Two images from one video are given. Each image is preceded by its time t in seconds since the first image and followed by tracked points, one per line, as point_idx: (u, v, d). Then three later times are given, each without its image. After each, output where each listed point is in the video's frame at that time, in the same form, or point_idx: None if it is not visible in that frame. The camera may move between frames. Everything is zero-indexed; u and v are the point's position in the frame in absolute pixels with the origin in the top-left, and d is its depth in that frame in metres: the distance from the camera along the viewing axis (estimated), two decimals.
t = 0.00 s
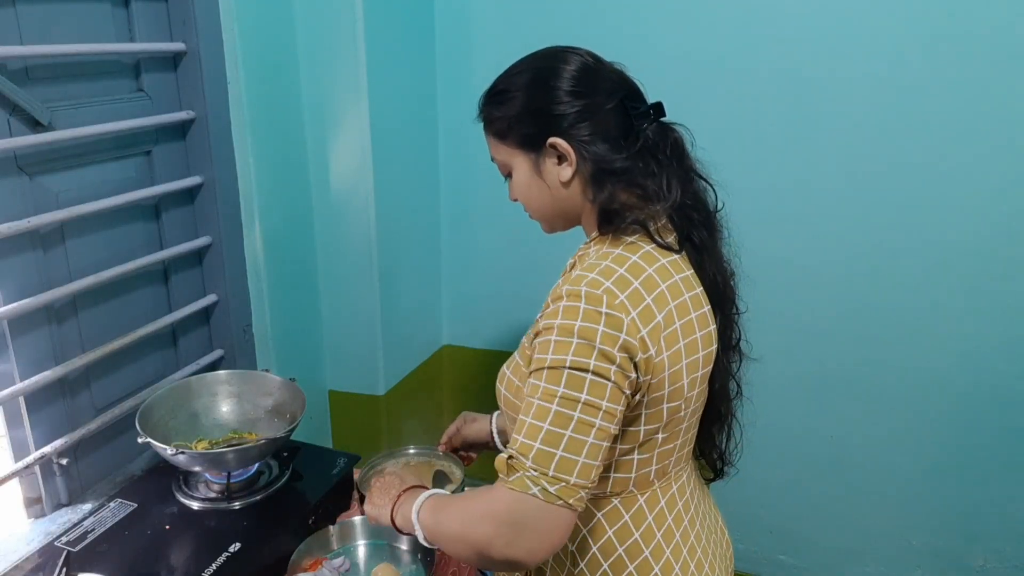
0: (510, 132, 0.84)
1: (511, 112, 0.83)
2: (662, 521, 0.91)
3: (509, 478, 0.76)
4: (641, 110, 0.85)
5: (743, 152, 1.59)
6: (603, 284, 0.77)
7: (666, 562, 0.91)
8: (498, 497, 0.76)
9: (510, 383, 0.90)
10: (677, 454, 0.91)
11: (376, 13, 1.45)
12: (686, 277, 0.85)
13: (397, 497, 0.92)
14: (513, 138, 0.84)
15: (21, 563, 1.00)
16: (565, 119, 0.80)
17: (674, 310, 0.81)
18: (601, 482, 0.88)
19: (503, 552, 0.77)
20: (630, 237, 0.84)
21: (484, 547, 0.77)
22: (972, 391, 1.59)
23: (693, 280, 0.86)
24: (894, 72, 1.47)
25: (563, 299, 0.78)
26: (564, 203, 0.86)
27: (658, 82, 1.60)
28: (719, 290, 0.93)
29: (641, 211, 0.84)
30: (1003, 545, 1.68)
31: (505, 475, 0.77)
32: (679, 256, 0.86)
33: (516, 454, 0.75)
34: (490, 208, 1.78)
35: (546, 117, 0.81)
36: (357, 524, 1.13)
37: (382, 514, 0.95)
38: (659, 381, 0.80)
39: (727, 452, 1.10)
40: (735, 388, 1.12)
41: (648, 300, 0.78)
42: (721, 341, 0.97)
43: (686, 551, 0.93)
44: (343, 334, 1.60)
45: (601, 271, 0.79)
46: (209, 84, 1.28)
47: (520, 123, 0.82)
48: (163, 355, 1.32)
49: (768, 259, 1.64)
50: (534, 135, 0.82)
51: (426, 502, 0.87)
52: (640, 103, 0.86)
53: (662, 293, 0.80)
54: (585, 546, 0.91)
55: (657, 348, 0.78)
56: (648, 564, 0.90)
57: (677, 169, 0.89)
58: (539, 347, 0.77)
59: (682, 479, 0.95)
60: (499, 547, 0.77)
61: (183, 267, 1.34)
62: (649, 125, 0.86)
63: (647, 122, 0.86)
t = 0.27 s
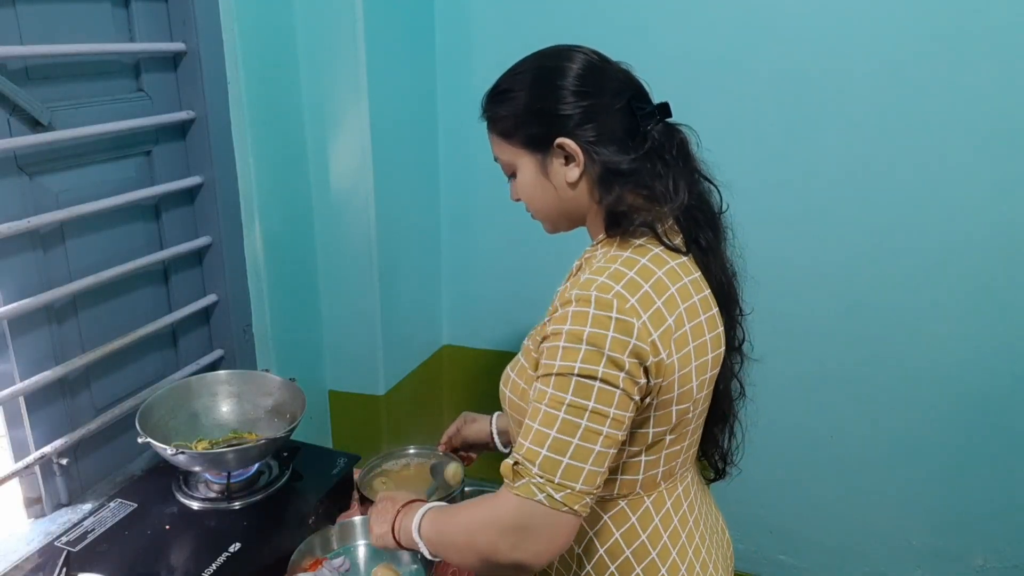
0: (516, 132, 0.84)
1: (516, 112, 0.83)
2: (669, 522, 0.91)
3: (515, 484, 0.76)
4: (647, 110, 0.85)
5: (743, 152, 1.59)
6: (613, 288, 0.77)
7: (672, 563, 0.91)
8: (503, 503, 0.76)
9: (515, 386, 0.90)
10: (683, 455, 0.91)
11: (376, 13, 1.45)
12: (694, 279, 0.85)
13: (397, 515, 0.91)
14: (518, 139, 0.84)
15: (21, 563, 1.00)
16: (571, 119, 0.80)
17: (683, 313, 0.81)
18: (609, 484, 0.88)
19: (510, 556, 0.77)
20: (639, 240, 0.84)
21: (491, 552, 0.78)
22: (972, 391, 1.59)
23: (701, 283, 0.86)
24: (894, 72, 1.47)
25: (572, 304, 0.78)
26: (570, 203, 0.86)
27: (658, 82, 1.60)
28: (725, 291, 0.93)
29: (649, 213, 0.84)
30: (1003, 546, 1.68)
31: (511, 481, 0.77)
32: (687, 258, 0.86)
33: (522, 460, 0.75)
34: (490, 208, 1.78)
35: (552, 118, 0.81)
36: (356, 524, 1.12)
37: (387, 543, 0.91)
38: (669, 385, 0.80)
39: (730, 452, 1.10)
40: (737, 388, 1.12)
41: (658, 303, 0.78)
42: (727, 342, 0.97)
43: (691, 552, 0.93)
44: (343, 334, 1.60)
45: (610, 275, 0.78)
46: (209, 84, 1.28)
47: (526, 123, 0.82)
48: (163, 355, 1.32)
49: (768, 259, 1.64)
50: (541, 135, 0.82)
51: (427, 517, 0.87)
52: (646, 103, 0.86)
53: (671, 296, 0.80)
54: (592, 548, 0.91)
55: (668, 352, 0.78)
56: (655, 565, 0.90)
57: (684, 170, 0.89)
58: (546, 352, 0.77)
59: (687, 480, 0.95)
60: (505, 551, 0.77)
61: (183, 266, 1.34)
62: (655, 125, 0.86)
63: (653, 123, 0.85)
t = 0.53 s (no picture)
0: (521, 131, 0.83)
1: (521, 111, 0.83)
2: (674, 522, 0.92)
3: (550, 498, 0.74)
4: (650, 110, 0.85)
5: (743, 152, 1.59)
6: (627, 292, 0.77)
7: (678, 562, 0.92)
8: (534, 518, 0.74)
9: (522, 390, 0.89)
10: (688, 455, 0.91)
11: (376, 13, 1.45)
12: (702, 279, 0.85)
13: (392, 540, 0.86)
14: (524, 138, 0.83)
15: (21, 563, 1.00)
16: (575, 118, 0.80)
17: (694, 314, 0.81)
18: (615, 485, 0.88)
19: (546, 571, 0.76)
20: (648, 240, 0.84)
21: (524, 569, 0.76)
22: (972, 391, 1.59)
23: (709, 283, 0.86)
24: (894, 72, 1.47)
25: (585, 307, 0.77)
26: (576, 203, 0.86)
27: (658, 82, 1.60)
28: (729, 290, 0.93)
29: (657, 214, 0.84)
30: (1003, 545, 1.68)
31: (543, 495, 0.74)
32: (693, 258, 0.87)
33: (553, 473, 0.73)
34: (490, 208, 1.78)
35: (557, 118, 0.81)
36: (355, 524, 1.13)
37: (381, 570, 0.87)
38: (682, 386, 0.80)
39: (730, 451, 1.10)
40: (737, 387, 1.12)
41: (671, 306, 0.78)
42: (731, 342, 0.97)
43: (695, 551, 0.94)
44: (343, 333, 1.60)
45: (622, 277, 0.78)
46: (209, 84, 1.28)
47: (531, 123, 0.82)
48: (163, 355, 1.32)
49: (768, 259, 1.64)
50: (547, 135, 0.82)
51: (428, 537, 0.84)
52: (650, 102, 0.86)
53: (682, 298, 0.80)
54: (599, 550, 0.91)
55: (682, 352, 0.78)
56: (662, 565, 0.91)
57: (688, 170, 0.90)
58: (564, 359, 0.75)
59: (691, 479, 0.95)
60: (541, 565, 0.76)
61: (183, 266, 1.34)
62: (658, 125, 0.86)
63: (656, 122, 0.86)
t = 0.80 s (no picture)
0: (520, 131, 0.83)
1: (520, 111, 0.83)
2: (674, 521, 0.92)
3: (591, 505, 0.73)
4: (650, 110, 0.85)
5: (742, 152, 1.59)
6: (632, 291, 0.77)
7: (678, 562, 0.91)
8: (571, 521, 0.74)
9: (523, 390, 0.89)
10: (687, 455, 0.91)
11: (376, 13, 1.45)
12: (702, 279, 0.85)
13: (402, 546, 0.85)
14: (523, 138, 0.84)
15: (21, 562, 1.00)
16: (574, 119, 0.80)
17: (696, 313, 0.81)
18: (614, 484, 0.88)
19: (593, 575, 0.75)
20: (648, 240, 0.84)
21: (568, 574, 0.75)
22: (972, 391, 1.59)
23: (709, 282, 0.86)
24: (894, 71, 1.47)
25: (592, 305, 0.77)
26: (575, 203, 0.86)
27: (657, 82, 1.60)
28: (728, 290, 0.93)
29: (657, 213, 0.84)
30: (1004, 545, 1.68)
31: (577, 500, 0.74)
32: (693, 258, 0.86)
33: (590, 476, 0.73)
34: (490, 208, 1.78)
35: (556, 118, 0.81)
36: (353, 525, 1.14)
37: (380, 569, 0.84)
38: (687, 383, 0.80)
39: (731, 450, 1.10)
40: (737, 386, 1.12)
41: (675, 304, 0.79)
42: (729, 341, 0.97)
43: (695, 551, 0.94)
44: (343, 333, 1.60)
45: (625, 276, 0.79)
46: (209, 84, 1.28)
47: (530, 122, 0.82)
48: (163, 355, 1.32)
49: (768, 259, 1.64)
50: (545, 134, 0.82)
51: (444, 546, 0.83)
52: (649, 102, 0.86)
53: (685, 296, 0.81)
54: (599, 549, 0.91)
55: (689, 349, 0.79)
56: (661, 565, 0.90)
57: (688, 170, 0.90)
58: (580, 360, 0.75)
59: (690, 479, 0.95)
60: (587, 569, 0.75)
61: (183, 267, 1.34)
62: (657, 125, 0.86)
63: (656, 122, 0.86)
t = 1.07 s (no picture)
0: (517, 132, 0.83)
1: (518, 111, 0.83)
2: (672, 522, 0.91)
3: (495, 470, 0.77)
4: (648, 111, 0.85)
5: (743, 152, 1.59)
6: (609, 288, 0.77)
7: (675, 563, 0.92)
8: (484, 488, 0.76)
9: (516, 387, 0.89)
10: (684, 455, 0.91)
11: (376, 13, 1.45)
12: (692, 279, 0.84)
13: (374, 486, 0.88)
14: (520, 138, 0.84)
15: (21, 562, 1.00)
16: (572, 119, 0.80)
17: (680, 313, 0.81)
18: (612, 485, 0.88)
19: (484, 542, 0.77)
20: (638, 238, 0.84)
21: (463, 537, 0.78)
22: (972, 391, 1.59)
23: (700, 282, 0.86)
24: (895, 72, 1.47)
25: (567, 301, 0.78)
26: (571, 203, 0.86)
27: (657, 82, 1.60)
28: (725, 291, 0.93)
29: (648, 213, 0.84)
30: (1003, 545, 1.68)
31: (492, 466, 0.78)
32: (686, 258, 0.86)
33: (506, 450, 0.76)
34: (490, 208, 1.78)
35: (553, 119, 0.81)
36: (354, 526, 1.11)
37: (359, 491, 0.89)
38: (666, 384, 0.80)
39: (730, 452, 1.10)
40: (737, 388, 1.12)
41: (654, 303, 0.78)
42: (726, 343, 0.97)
43: (693, 551, 0.94)
44: (342, 333, 1.60)
45: (607, 274, 0.78)
46: (209, 84, 1.28)
47: (528, 122, 0.82)
48: (163, 355, 1.32)
49: (768, 259, 1.64)
50: (542, 135, 0.82)
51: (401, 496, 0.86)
52: (647, 103, 0.86)
53: (669, 296, 0.80)
54: (596, 549, 0.91)
55: (665, 353, 0.78)
56: (658, 565, 0.91)
57: (684, 171, 0.90)
58: (538, 346, 0.77)
59: (689, 480, 0.95)
60: (481, 536, 0.77)
61: (183, 266, 1.34)
62: (656, 126, 0.86)
63: (654, 123, 0.86)
